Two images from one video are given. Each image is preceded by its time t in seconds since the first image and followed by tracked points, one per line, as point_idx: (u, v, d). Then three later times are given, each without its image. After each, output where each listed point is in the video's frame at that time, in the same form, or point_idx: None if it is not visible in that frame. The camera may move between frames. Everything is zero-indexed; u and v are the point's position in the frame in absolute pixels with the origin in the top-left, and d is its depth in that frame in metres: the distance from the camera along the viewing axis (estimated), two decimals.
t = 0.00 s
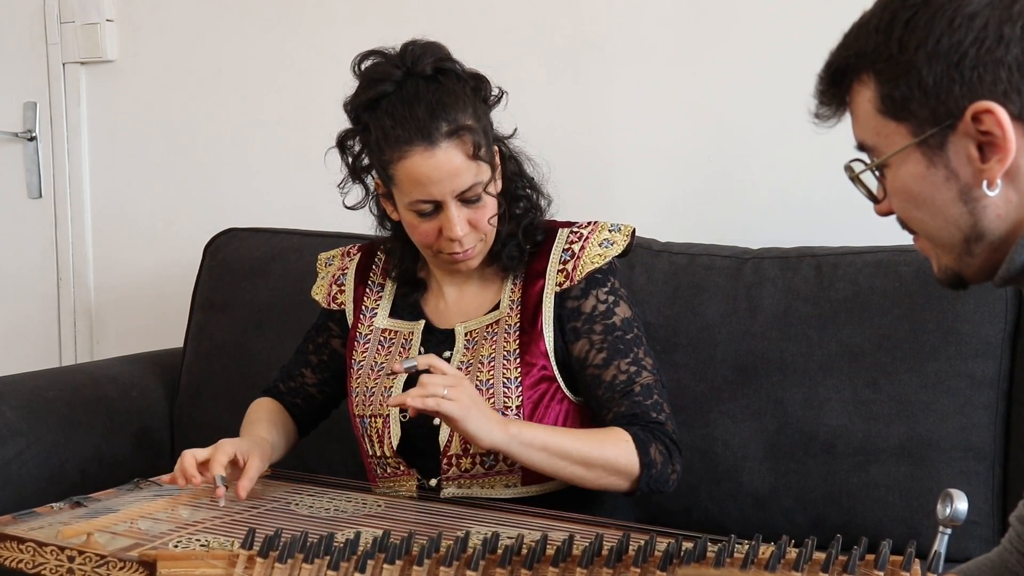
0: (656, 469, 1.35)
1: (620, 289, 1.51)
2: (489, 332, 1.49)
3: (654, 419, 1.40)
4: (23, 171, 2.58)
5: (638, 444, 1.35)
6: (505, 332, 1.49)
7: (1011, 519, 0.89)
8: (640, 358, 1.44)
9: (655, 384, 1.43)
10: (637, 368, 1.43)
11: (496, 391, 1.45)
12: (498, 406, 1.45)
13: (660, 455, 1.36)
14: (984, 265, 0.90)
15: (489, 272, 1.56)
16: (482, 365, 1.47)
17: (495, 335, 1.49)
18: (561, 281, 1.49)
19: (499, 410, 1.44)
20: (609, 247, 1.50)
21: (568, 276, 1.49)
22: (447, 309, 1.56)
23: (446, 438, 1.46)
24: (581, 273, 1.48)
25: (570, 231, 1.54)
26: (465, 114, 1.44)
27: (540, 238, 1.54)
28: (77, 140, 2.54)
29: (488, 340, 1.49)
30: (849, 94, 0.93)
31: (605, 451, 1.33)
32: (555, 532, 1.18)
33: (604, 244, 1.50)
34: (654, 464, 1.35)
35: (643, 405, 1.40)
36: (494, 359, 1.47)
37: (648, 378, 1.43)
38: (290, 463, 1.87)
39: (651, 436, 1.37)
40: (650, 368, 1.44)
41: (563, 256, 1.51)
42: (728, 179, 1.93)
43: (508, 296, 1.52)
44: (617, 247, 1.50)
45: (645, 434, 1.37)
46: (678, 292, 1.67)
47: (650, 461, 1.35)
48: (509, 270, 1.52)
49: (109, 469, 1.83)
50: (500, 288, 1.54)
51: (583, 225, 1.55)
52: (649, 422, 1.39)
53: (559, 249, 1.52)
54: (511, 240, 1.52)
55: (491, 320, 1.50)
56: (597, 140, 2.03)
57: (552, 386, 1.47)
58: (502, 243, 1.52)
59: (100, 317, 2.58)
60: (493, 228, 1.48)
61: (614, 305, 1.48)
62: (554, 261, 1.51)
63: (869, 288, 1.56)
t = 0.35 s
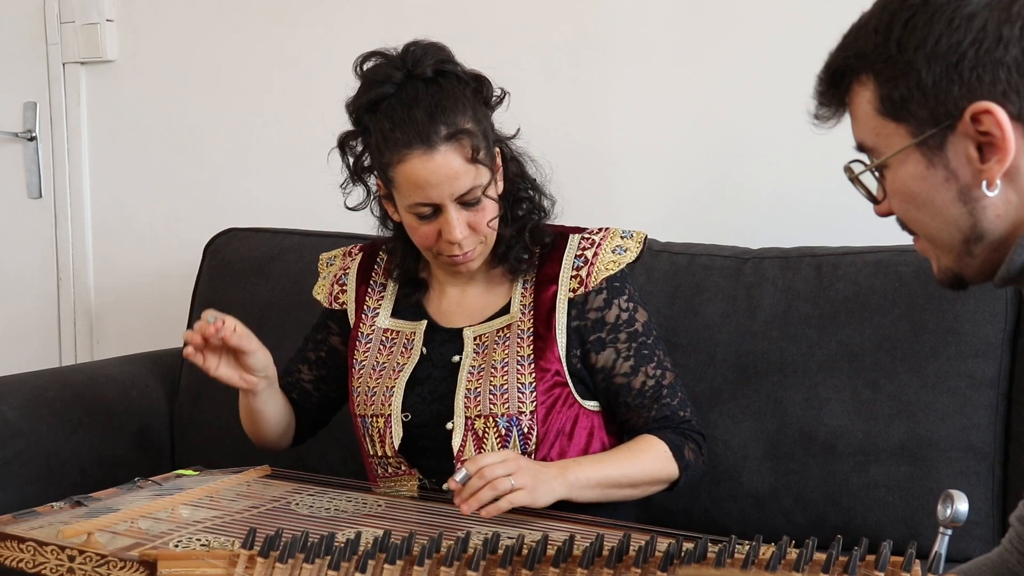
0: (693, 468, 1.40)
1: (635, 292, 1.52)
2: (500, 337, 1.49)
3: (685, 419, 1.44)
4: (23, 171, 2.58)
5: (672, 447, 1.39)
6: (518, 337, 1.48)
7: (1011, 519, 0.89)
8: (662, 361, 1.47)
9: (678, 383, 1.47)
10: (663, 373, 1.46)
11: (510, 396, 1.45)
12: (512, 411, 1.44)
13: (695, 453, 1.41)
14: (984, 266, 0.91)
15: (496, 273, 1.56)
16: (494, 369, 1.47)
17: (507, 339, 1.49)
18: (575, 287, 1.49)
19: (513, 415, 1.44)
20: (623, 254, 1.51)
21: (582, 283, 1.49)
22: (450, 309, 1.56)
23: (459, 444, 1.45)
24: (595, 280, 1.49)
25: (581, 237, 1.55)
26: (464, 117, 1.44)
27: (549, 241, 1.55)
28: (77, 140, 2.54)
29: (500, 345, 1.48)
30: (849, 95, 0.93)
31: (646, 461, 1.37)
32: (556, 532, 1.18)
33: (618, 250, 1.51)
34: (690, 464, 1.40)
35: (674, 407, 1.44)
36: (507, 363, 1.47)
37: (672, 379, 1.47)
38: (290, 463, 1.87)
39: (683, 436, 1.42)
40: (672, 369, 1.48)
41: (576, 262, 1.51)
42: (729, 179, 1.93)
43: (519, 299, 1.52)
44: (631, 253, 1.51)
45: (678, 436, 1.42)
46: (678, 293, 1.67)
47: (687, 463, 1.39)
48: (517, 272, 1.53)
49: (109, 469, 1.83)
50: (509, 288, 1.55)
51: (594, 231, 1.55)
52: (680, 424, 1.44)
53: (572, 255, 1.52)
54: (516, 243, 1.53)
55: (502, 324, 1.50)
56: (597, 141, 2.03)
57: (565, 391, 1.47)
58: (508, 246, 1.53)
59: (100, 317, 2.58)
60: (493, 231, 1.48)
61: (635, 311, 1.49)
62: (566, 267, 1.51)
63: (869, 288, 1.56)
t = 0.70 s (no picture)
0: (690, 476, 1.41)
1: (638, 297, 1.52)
2: (503, 338, 1.49)
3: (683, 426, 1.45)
4: (23, 171, 2.58)
5: (670, 455, 1.40)
6: (521, 339, 1.48)
7: (1011, 519, 0.89)
8: (663, 367, 1.47)
9: (677, 390, 1.48)
10: (663, 379, 1.46)
11: (513, 398, 1.45)
12: (515, 413, 1.44)
13: (692, 461, 1.42)
14: (984, 266, 0.91)
15: (502, 274, 1.56)
16: (497, 371, 1.47)
17: (510, 341, 1.48)
18: (581, 290, 1.50)
19: (516, 416, 1.44)
20: (628, 257, 1.51)
21: (588, 285, 1.50)
22: (453, 309, 1.56)
23: (461, 445, 1.45)
24: (601, 283, 1.49)
25: (587, 240, 1.55)
26: (469, 117, 1.44)
27: (554, 244, 1.55)
28: (77, 140, 2.54)
29: (503, 346, 1.48)
30: (849, 96, 0.93)
31: (646, 472, 1.37)
32: (556, 532, 1.19)
33: (623, 254, 1.51)
34: (688, 471, 1.41)
35: (673, 414, 1.45)
36: (510, 365, 1.47)
37: (672, 386, 1.47)
38: (290, 464, 1.87)
39: (681, 444, 1.43)
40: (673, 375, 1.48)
41: (582, 265, 1.52)
42: (730, 180, 1.93)
43: (523, 302, 1.51)
44: (637, 257, 1.51)
45: (676, 444, 1.43)
46: (678, 293, 1.67)
47: (685, 471, 1.40)
48: (522, 274, 1.52)
49: (109, 469, 1.83)
50: (515, 289, 1.54)
51: (600, 234, 1.56)
52: (679, 431, 1.45)
53: (577, 258, 1.53)
54: (521, 244, 1.53)
55: (505, 325, 1.50)
56: (597, 141, 2.03)
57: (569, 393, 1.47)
58: (512, 247, 1.53)
59: (100, 317, 2.58)
60: (494, 232, 1.48)
61: (638, 316, 1.49)
62: (572, 269, 1.52)
63: (869, 288, 1.56)
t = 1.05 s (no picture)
0: (669, 488, 1.38)
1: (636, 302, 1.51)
2: (503, 337, 1.49)
3: (668, 437, 1.42)
4: (23, 171, 2.58)
5: (649, 464, 1.38)
6: (520, 339, 1.48)
7: (1011, 519, 0.89)
8: (656, 374, 1.45)
9: (670, 400, 1.45)
10: (652, 386, 1.44)
11: (510, 397, 1.45)
12: (513, 412, 1.44)
13: (673, 473, 1.38)
14: (984, 267, 0.91)
15: (504, 275, 1.56)
16: (496, 369, 1.47)
17: (509, 340, 1.48)
18: (581, 290, 1.50)
19: (513, 416, 1.44)
20: (628, 259, 1.51)
21: (588, 286, 1.49)
22: (454, 308, 1.56)
23: (458, 443, 1.46)
24: (600, 284, 1.49)
25: (588, 241, 1.55)
26: (475, 114, 1.44)
27: (556, 246, 1.55)
28: (77, 140, 2.54)
29: (501, 345, 1.48)
30: (848, 97, 0.93)
31: (620, 478, 1.35)
32: (556, 532, 1.19)
33: (624, 255, 1.51)
34: (667, 483, 1.38)
35: (658, 423, 1.42)
36: (509, 364, 1.47)
37: (663, 394, 1.44)
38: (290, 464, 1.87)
39: (663, 454, 1.40)
40: (667, 384, 1.46)
41: (582, 266, 1.51)
42: (730, 180, 1.93)
43: (524, 301, 1.51)
44: (637, 259, 1.51)
45: (656, 454, 1.39)
46: (678, 293, 1.67)
47: (663, 482, 1.37)
48: (523, 275, 1.52)
49: (109, 469, 1.83)
50: (516, 289, 1.54)
51: (602, 235, 1.55)
52: (662, 441, 1.42)
53: (578, 259, 1.53)
54: (522, 245, 1.53)
55: (505, 325, 1.50)
56: (597, 141, 2.03)
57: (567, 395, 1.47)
58: (514, 248, 1.53)
59: (100, 317, 2.58)
60: (494, 231, 1.47)
61: (633, 320, 1.48)
62: (572, 270, 1.51)
63: (869, 288, 1.56)
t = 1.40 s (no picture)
0: (646, 485, 1.35)
1: (631, 300, 1.50)
2: (503, 335, 1.49)
3: (649, 434, 1.39)
4: (23, 171, 2.58)
5: (626, 457, 1.36)
6: (520, 337, 1.48)
7: (1011, 519, 0.89)
8: (644, 372, 1.44)
9: (657, 399, 1.43)
10: (639, 382, 1.43)
11: (510, 395, 1.45)
12: (512, 410, 1.44)
13: (651, 471, 1.36)
14: (985, 267, 0.91)
15: (505, 274, 1.56)
16: (496, 367, 1.47)
17: (509, 338, 1.49)
18: (580, 289, 1.49)
19: (512, 414, 1.44)
20: (629, 258, 1.51)
21: (587, 284, 1.49)
22: (455, 306, 1.56)
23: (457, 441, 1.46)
24: (600, 282, 1.49)
25: (589, 240, 1.55)
26: (479, 112, 1.44)
27: (557, 246, 1.55)
28: (77, 140, 2.54)
29: (501, 343, 1.48)
30: (849, 97, 0.93)
31: (595, 468, 1.33)
32: (556, 532, 1.19)
33: (624, 255, 1.51)
34: (644, 480, 1.35)
35: (640, 419, 1.40)
36: (509, 362, 1.47)
37: (649, 393, 1.43)
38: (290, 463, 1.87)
39: (642, 451, 1.37)
40: (655, 383, 1.44)
41: (582, 265, 1.51)
42: (729, 179, 1.93)
43: (524, 299, 1.51)
44: (637, 258, 1.51)
45: (634, 449, 1.37)
46: (677, 292, 1.67)
47: (639, 477, 1.35)
48: (524, 274, 1.53)
49: (109, 469, 1.83)
50: (517, 288, 1.54)
51: (603, 235, 1.55)
52: (642, 438, 1.39)
53: (578, 258, 1.52)
54: (523, 245, 1.53)
55: (505, 323, 1.50)
56: (597, 141, 2.03)
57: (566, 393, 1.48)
58: (515, 248, 1.54)
59: (100, 317, 2.58)
60: (494, 230, 1.47)
61: (626, 317, 1.48)
62: (572, 269, 1.51)
63: (869, 288, 1.56)
